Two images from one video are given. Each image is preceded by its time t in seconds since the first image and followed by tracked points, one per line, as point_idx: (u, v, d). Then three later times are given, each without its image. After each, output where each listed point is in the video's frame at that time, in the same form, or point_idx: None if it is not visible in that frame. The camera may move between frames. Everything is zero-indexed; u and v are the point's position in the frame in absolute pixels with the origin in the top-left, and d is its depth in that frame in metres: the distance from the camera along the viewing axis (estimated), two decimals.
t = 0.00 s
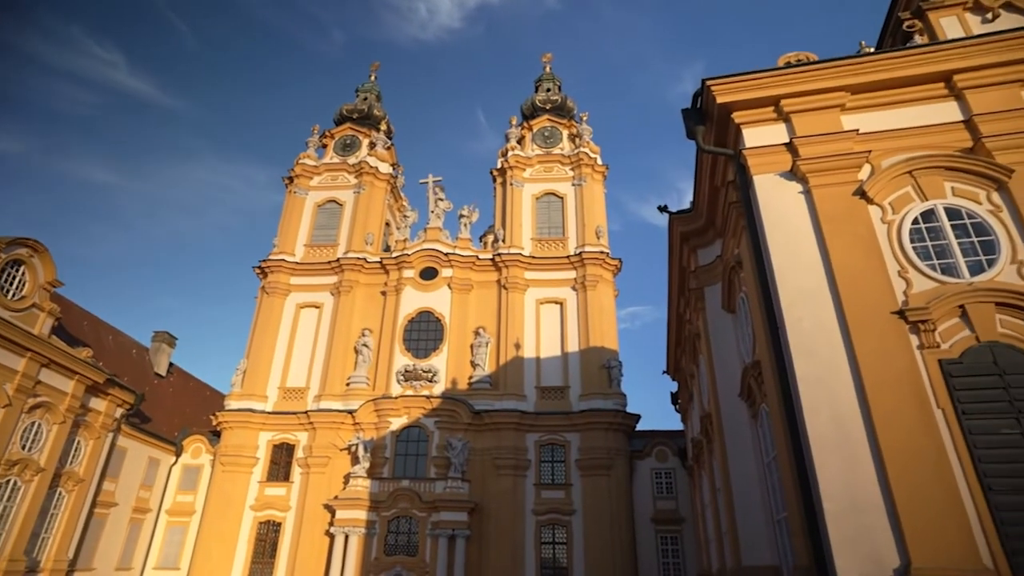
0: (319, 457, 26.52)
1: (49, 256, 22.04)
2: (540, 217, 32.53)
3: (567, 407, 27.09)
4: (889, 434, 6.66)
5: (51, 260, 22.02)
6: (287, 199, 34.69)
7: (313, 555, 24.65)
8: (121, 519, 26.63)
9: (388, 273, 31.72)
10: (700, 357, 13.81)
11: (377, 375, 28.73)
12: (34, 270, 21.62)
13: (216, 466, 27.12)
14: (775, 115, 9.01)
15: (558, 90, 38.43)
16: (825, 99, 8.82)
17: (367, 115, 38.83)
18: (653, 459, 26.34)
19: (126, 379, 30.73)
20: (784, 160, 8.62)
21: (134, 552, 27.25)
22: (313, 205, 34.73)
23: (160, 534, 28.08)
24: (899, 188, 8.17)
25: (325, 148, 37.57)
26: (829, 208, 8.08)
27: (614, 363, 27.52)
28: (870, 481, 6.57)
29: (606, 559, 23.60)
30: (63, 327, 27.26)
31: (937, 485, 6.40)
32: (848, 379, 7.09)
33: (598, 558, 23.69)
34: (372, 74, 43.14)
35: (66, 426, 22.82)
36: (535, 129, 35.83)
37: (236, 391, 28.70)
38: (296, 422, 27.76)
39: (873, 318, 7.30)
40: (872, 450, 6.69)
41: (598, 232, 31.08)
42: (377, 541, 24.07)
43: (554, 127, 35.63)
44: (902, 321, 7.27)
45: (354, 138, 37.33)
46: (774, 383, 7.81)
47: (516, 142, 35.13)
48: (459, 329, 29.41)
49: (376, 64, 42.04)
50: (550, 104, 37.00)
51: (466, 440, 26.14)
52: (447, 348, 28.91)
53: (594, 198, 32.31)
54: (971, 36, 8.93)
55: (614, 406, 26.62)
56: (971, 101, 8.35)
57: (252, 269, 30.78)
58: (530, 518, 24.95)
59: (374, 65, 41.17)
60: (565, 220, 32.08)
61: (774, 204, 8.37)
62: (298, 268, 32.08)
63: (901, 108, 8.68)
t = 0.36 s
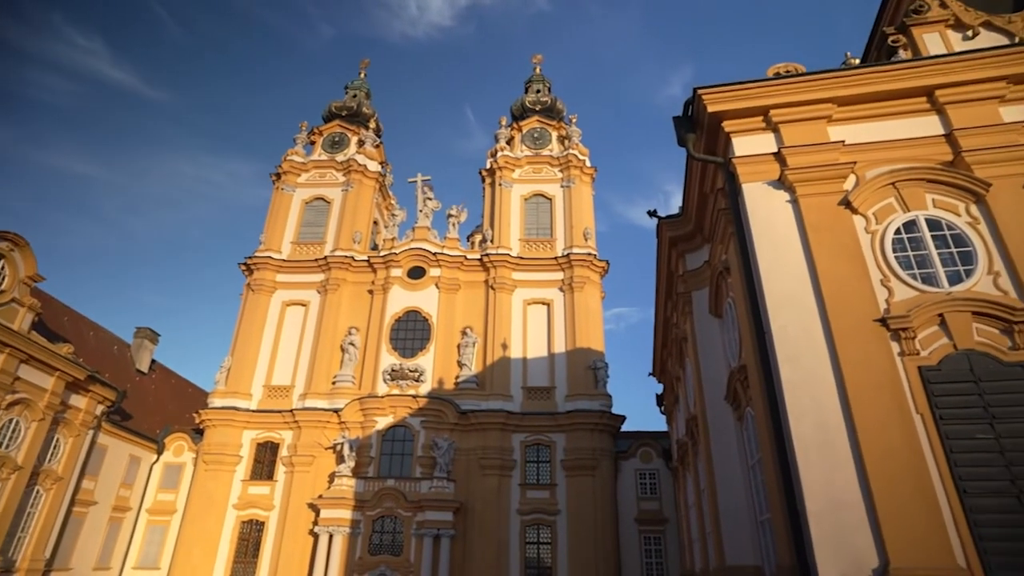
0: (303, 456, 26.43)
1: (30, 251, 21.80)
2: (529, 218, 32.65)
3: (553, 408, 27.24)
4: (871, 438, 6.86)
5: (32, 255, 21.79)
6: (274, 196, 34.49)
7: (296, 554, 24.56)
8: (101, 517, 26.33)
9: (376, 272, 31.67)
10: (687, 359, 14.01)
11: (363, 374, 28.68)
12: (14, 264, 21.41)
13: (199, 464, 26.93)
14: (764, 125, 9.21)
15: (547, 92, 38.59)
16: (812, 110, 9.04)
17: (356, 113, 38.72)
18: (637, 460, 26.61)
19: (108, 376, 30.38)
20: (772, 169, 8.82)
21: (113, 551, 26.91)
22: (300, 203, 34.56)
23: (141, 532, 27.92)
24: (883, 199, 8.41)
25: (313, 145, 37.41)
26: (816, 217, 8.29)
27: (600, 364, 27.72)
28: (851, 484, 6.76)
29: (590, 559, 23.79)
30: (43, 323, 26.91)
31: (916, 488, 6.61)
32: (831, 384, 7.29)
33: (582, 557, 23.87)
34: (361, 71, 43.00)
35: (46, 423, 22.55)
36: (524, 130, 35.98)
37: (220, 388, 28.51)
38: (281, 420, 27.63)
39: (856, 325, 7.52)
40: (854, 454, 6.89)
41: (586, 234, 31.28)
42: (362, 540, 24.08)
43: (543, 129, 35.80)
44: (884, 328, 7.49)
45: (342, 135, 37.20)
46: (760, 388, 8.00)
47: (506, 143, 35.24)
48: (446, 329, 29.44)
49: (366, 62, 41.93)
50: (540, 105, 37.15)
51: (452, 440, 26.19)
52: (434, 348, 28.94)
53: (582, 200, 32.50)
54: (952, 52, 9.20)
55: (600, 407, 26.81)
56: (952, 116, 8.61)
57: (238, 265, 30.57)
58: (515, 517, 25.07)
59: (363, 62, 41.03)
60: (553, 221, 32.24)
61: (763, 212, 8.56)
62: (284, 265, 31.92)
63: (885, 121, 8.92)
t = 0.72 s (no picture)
0: (287, 454, 26.29)
1: (9, 245, 21.52)
2: (515, 218, 32.74)
3: (538, 407, 27.39)
4: (850, 439, 7.07)
5: (11, 249, 21.52)
6: (259, 192, 34.25)
7: (279, 553, 24.42)
8: (79, 516, 25.94)
9: (362, 270, 31.57)
10: (672, 361, 14.21)
11: (348, 372, 28.60)
12: None
13: (181, 462, 26.70)
14: (751, 132, 9.39)
15: (536, 92, 38.70)
16: (797, 118, 9.23)
17: (343, 110, 38.56)
18: (621, 460, 26.88)
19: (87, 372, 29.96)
20: (758, 175, 9.00)
21: (92, 550, 26.54)
22: (286, 199, 34.34)
23: (119, 533, 27.40)
24: (864, 207, 8.63)
25: (299, 142, 37.19)
26: (800, 223, 8.49)
27: (585, 364, 27.90)
28: (831, 484, 6.95)
29: (573, 557, 23.95)
30: (22, 318, 26.51)
31: (893, 487, 6.82)
32: (813, 387, 7.48)
33: (565, 556, 24.03)
34: (349, 68, 42.81)
35: (24, 420, 22.22)
36: (512, 130, 36.08)
37: (202, 386, 28.27)
38: (265, 418, 27.45)
39: (837, 330, 7.72)
40: (834, 455, 7.08)
41: (572, 235, 31.44)
42: (345, 539, 24.03)
43: (531, 129, 35.91)
44: (864, 332, 7.70)
45: (329, 132, 37.01)
46: (744, 390, 8.17)
47: (493, 142, 35.30)
48: (432, 327, 29.44)
49: (354, 59, 41.76)
50: (528, 105, 37.26)
51: (437, 439, 26.20)
52: (420, 347, 28.92)
53: (569, 201, 32.67)
54: (932, 64, 9.44)
55: (584, 407, 26.99)
56: (932, 127, 8.84)
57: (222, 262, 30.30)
58: (499, 516, 25.18)
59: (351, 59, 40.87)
60: (540, 222, 32.37)
61: (748, 218, 8.74)
62: (269, 262, 31.72)
63: (867, 130, 9.14)
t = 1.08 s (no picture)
0: (266, 450, 26.09)
1: None
2: (499, 216, 32.81)
3: (518, 405, 27.53)
4: (824, 440, 7.29)
5: None
6: (241, 186, 33.87)
7: (256, 549, 24.23)
8: (50, 512, 25.45)
9: (343, 266, 31.39)
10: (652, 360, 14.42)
11: (328, 368, 28.43)
12: None
13: (156, 458, 26.37)
14: (733, 138, 9.57)
15: (520, 91, 38.78)
16: (778, 125, 9.43)
17: (327, 104, 38.26)
18: (600, 458, 27.19)
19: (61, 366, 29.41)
20: (739, 180, 9.19)
21: (63, 547, 26.04)
22: (267, 193, 34.00)
23: (92, 530, 26.99)
24: (841, 213, 8.88)
25: (282, 135, 36.84)
26: (779, 228, 8.71)
27: (566, 363, 28.08)
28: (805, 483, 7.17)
29: (552, 555, 24.13)
30: None
31: (863, 485, 7.06)
32: (788, 388, 7.70)
33: (543, 552, 24.21)
34: (333, 62, 42.48)
35: None
36: (496, 128, 36.12)
37: (179, 380, 27.94)
38: (243, 414, 27.22)
39: (812, 333, 7.95)
40: (808, 455, 7.30)
41: (555, 234, 31.60)
42: (324, 536, 23.94)
43: (516, 127, 35.97)
44: (839, 336, 7.93)
45: (312, 126, 36.69)
46: (722, 391, 8.37)
47: (477, 140, 35.31)
48: (414, 324, 29.40)
49: (338, 53, 41.45)
50: (512, 103, 37.33)
51: (417, 436, 26.20)
52: (401, 343, 28.85)
53: (552, 199, 32.81)
54: (907, 76, 9.73)
55: (564, 405, 27.18)
56: (906, 136, 9.11)
57: (201, 255, 29.94)
58: (478, 513, 25.28)
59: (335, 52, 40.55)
60: (523, 220, 32.49)
61: (730, 222, 8.94)
62: (250, 256, 31.41)
63: (844, 139, 9.38)
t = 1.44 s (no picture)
0: (232, 440, 25.75)
1: None
2: (474, 209, 32.80)
3: (489, 398, 27.67)
4: (784, 436, 7.60)
5: None
6: (210, 170, 33.19)
7: (219, 540, 23.91)
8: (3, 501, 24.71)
9: (315, 255, 31.03)
10: (622, 357, 14.71)
11: (297, 358, 28.13)
12: None
13: (117, 447, 25.81)
14: (706, 142, 9.81)
15: (498, 84, 38.75)
16: (750, 131, 9.69)
17: (302, 90, 37.67)
18: (568, 451, 27.64)
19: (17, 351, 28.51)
20: (711, 183, 9.45)
21: (15, 538, 25.26)
22: (238, 178, 33.37)
23: (46, 519, 26.32)
24: (806, 218, 9.20)
25: (254, 120, 36.16)
26: (748, 231, 8.98)
27: (537, 357, 28.32)
28: (764, 477, 7.46)
29: (519, 546, 24.38)
30: None
31: (819, 480, 7.38)
32: (752, 386, 8.00)
33: (511, 543, 24.47)
34: (309, 47, 41.79)
35: None
36: (473, 121, 36.04)
37: (142, 368, 27.37)
38: (209, 403, 26.80)
39: (776, 333, 8.25)
40: (768, 451, 7.60)
41: (529, 228, 31.76)
42: (290, 527, 23.80)
43: (493, 120, 35.94)
44: (802, 337, 8.25)
45: (286, 112, 36.09)
46: (689, 388, 8.63)
47: (454, 132, 35.20)
48: (386, 315, 29.26)
49: (314, 38, 40.78)
50: (490, 96, 37.31)
51: (387, 427, 26.18)
52: (372, 334, 28.68)
53: (528, 194, 32.94)
54: (872, 89, 10.10)
55: (534, 399, 27.44)
56: (870, 146, 9.48)
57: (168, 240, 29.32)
58: (447, 505, 25.40)
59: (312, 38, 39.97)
60: (497, 213, 32.56)
61: (701, 224, 9.19)
62: (218, 243, 30.84)
63: (812, 147, 9.71)
